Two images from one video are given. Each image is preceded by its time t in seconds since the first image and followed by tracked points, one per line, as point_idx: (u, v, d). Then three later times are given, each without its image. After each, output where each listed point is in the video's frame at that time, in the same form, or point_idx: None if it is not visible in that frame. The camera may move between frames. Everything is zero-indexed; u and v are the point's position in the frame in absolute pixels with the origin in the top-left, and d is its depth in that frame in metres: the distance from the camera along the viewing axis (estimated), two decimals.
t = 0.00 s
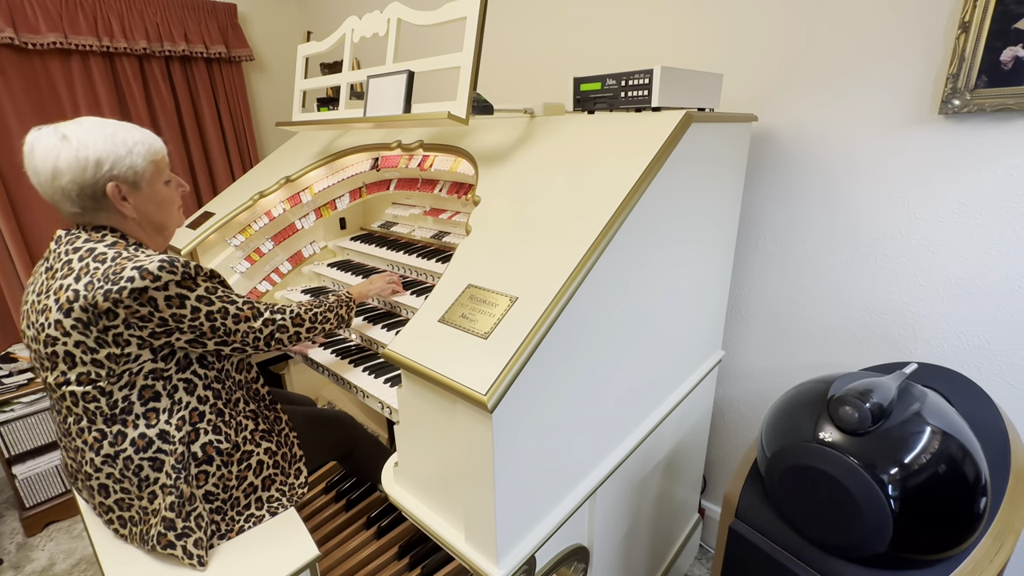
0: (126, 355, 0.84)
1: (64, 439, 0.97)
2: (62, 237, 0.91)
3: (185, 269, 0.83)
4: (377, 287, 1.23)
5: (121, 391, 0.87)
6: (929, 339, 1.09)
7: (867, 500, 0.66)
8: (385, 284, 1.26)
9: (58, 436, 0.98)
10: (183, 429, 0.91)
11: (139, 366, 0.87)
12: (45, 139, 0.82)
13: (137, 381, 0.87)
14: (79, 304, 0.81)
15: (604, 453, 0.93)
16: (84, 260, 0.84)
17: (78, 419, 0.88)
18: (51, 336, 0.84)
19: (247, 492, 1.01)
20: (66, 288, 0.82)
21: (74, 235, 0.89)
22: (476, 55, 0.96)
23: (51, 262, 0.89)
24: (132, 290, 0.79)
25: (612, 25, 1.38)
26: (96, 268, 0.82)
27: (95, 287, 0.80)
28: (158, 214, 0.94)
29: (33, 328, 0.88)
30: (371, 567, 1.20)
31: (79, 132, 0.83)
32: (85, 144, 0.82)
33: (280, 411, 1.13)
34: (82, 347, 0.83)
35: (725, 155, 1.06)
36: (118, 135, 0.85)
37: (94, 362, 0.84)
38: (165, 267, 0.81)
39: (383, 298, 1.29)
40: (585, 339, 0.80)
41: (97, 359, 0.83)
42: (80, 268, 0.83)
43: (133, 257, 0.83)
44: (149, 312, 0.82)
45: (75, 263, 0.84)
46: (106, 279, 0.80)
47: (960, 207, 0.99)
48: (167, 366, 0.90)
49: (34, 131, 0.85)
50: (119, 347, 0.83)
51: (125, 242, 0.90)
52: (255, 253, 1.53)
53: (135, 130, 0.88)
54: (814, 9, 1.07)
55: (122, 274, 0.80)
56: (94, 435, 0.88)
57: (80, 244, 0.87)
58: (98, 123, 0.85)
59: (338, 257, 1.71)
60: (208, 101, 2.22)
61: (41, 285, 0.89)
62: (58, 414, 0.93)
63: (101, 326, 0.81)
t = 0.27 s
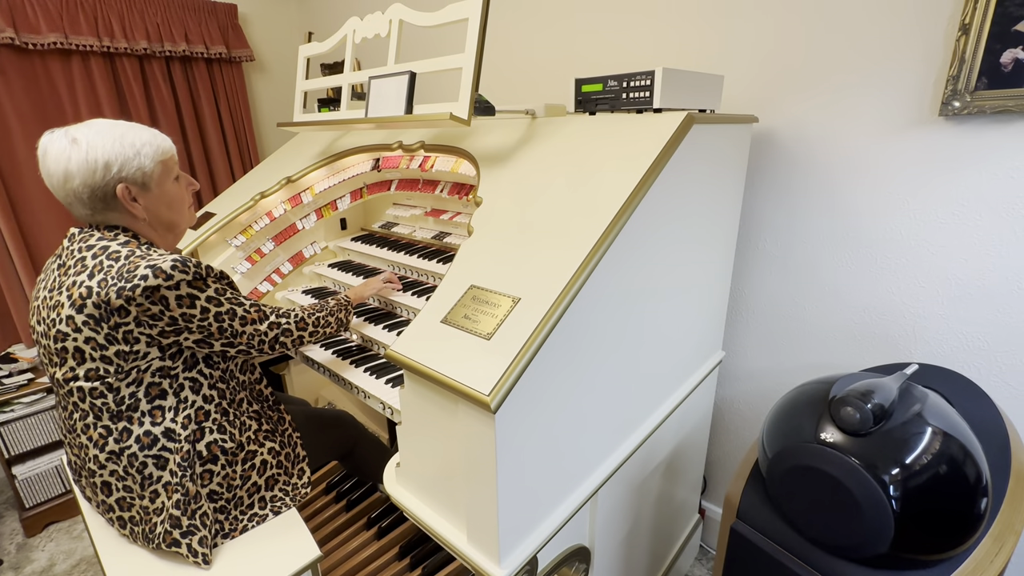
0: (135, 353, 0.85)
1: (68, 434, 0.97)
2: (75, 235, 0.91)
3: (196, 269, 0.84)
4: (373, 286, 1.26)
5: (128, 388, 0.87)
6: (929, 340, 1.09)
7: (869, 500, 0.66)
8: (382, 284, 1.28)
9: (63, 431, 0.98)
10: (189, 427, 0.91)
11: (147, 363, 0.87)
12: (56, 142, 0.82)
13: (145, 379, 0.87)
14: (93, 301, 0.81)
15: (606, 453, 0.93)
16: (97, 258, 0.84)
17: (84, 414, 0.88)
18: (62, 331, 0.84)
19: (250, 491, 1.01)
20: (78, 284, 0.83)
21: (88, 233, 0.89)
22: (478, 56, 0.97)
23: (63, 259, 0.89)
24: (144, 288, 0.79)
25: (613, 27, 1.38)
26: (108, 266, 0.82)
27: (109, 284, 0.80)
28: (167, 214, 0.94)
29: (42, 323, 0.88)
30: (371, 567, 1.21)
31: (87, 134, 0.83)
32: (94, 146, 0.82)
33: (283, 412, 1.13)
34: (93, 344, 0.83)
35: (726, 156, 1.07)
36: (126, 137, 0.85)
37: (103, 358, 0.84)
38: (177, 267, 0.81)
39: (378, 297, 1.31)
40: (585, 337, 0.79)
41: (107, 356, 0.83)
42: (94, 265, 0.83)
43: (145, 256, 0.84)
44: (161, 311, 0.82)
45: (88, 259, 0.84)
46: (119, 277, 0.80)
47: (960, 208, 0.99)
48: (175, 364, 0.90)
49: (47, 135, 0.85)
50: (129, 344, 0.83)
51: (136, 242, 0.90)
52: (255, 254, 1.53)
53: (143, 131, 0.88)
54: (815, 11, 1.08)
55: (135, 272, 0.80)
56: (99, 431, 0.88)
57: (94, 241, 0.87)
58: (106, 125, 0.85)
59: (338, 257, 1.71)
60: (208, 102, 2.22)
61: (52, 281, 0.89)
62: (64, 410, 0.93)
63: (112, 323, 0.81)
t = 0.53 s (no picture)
0: (136, 353, 0.85)
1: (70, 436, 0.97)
2: (75, 236, 0.90)
3: (197, 270, 0.84)
4: (370, 289, 1.27)
5: (130, 388, 0.87)
6: (928, 342, 1.10)
7: (868, 501, 0.67)
8: (379, 287, 1.30)
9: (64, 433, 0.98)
10: (191, 427, 0.91)
11: (148, 364, 0.87)
12: (46, 149, 0.82)
13: (146, 379, 0.87)
14: (93, 303, 0.81)
15: (606, 454, 0.94)
16: (98, 259, 0.84)
17: (85, 415, 0.88)
18: (63, 333, 0.84)
19: (253, 490, 1.01)
20: (79, 286, 0.83)
21: (87, 235, 0.89)
22: (479, 59, 0.97)
23: (63, 260, 0.89)
24: (145, 289, 0.79)
25: (614, 30, 1.39)
26: (109, 267, 0.82)
27: (109, 285, 0.80)
28: (167, 213, 0.94)
29: (44, 325, 0.88)
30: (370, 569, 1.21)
31: (74, 139, 0.82)
32: (83, 151, 0.82)
33: (284, 411, 1.14)
34: (94, 345, 0.83)
35: (725, 159, 1.07)
36: (115, 138, 0.84)
37: (105, 359, 0.84)
38: (178, 268, 0.81)
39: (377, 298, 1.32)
40: (586, 338, 0.80)
41: (108, 356, 0.84)
42: (94, 266, 0.83)
43: (146, 257, 0.84)
44: (162, 311, 0.82)
45: (88, 261, 0.84)
46: (119, 278, 0.80)
47: (958, 211, 1.00)
48: (176, 364, 0.90)
49: (38, 142, 0.85)
50: (130, 345, 0.84)
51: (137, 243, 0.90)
52: (255, 256, 1.53)
53: (132, 131, 0.88)
54: (814, 15, 1.08)
55: (135, 273, 0.80)
56: (100, 432, 0.88)
57: (94, 243, 0.87)
58: (94, 128, 0.84)
59: (339, 259, 1.71)
60: (208, 103, 2.22)
61: (53, 283, 0.89)
62: (65, 411, 0.93)
63: (113, 324, 0.82)
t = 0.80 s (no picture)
0: (137, 359, 0.85)
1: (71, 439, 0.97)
2: (78, 238, 0.90)
3: (199, 277, 0.84)
4: (371, 290, 1.27)
5: (130, 393, 0.86)
6: (928, 343, 1.10)
7: (869, 503, 0.67)
8: (378, 288, 1.29)
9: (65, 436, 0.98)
10: (191, 433, 0.91)
11: (149, 370, 0.87)
12: (49, 150, 0.82)
13: (147, 385, 0.87)
14: (94, 309, 0.81)
15: (608, 455, 0.94)
16: (100, 264, 0.84)
17: (85, 420, 0.88)
18: (64, 338, 0.84)
19: (254, 494, 1.00)
20: (80, 291, 0.82)
21: (90, 238, 0.89)
22: (480, 60, 0.97)
23: (65, 263, 0.89)
24: (147, 297, 0.79)
25: (614, 31, 1.39)
26: (111, 273, 0.82)
27: (110, 292, 0.80)
28: (171, 215, 0.94)
29: (45, 328, 0.88)
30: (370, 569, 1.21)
31: (77, 141, 0.82)
32: (87, 154, 0.81)
33: (286, 414, 1.13)
34: (96, 351, 0.83)
35: (726, 161, 1.07)
36: (119, 140, 0.84)
37: (105, 365, 0.84)
38: (180, 275, 0.81)
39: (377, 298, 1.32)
40: (587, 339, 0.80)
41: (108, 363, 0.84)
42: (95, 271, 0.83)
43: (148, 263, 0.83)
44: (164, 319, 0.82)
45: (90, 266, 0.84)
46: (121, 285, 0.80)
47: (958, 213, 1.00)
48: (176, 369, 0.90)
49: (39, 144, 0.84)
50: (132, 351, 0.84)
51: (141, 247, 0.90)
52: (255, 256, 1.53)
53: (136, 132, 0.87)
54: (815, 16, 1.08)
55: (138, 280, 0.80)
56: (100, 437, 0.88)
57: (96, 247, 0.86)
58: (97, 130, 0.84)
59: (339, 259, 1.71)
60: (207, 103, 2.22)
61: (55, 286, 0.89)
62: (66, 415, 0.93)
63: (115, 331, 0.81)
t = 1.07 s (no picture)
0: (138, 367, 0.84)
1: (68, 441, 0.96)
2: (80, 240, 0.90)
3: (204, 286, 0.84)
4: (370, 291, 1.27)
5: (130, 400, 0.86)
6: (926, 345, 1.10)
7: (869, 504, 0.67)
8: (378, 289, 1.30)
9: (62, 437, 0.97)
10: (190, 439, 0.91)
11: (150, 377, 0.86)
12: (52, 153, 0.81)
13: (147, 391, 0.87)
14: (95, 317, 0.80)
15: (607, 456, 0.94)
16: (102, 271, 0.83)
17: (84, 425, 0.88)
18: (63, 343, 0.83)
19: (253, 497, 1.01)
20: (82, 298, 0.82)
21: (93, 241, 0.89)
22: (480, 61, 0.97)
23: (67, 266, 0.89)
24: (150, 307, 0.79)
25: (614, 32, 1.39)
26: (113, 281, 0.82)
27: (112, 300, 0.80)
28: (176, 218, 0.94)
29: (45, 331, 0.88)
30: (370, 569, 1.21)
31: (81, 145, 0.81)
32: (92, 159, 0.80)
33: (286, 416, 1.14)
34: (96, 358, 0.82)
35: (725, 162, 1.07)
36: (124, 144, 0.83)
37: (105, 372, 0.83)
38: (185, 285, 0.81)
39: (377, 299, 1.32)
40: (587, 340, 0.79)
41: (109, 370, 0.83)
42: (98, 278, 0.83)
43: (152, 271, 0.83)
44: (167, 328, 0.82)
45: (93, 272, 0.84)
46: (123, 294, 0.80)
47: (957, 214, 1.00)
48: (177, 376, 0.89)
49: (41, 145, 0.83)
50: (133, 360, 0.83)
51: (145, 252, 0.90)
52: (253, 256, 1.53)
53: (140, 134, 0.86)
54: (814, 17, 1.08)
55: (141, 290, 0.79)
56: (97, 442, 0.87)
57: (98, 253, 0.86)
58: (102, 132, 0.83)
59: (338, 259, 1.70)
60: (206, 103, 2.21)
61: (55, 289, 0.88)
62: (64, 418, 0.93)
63: (116, 339, 0.81)
